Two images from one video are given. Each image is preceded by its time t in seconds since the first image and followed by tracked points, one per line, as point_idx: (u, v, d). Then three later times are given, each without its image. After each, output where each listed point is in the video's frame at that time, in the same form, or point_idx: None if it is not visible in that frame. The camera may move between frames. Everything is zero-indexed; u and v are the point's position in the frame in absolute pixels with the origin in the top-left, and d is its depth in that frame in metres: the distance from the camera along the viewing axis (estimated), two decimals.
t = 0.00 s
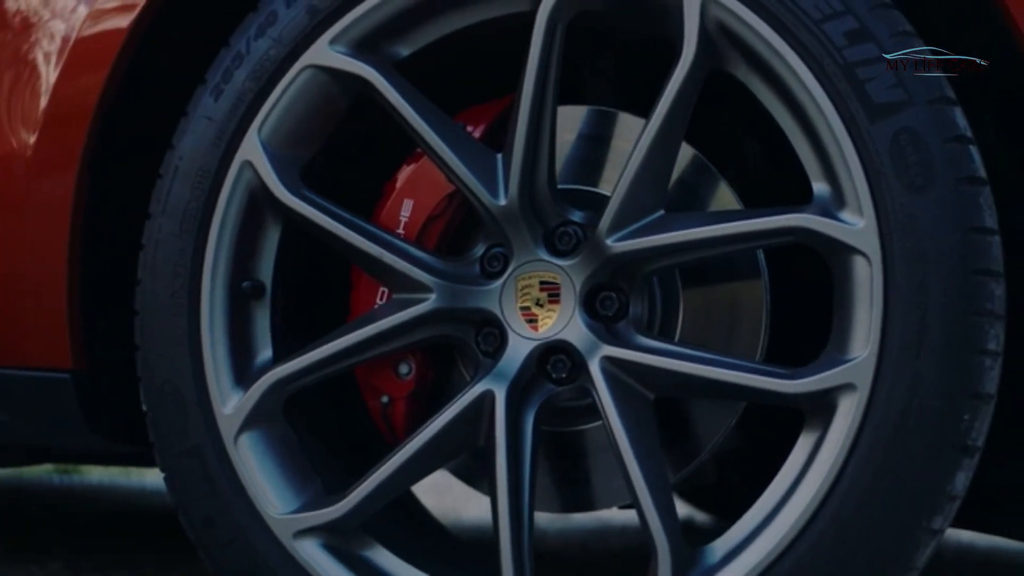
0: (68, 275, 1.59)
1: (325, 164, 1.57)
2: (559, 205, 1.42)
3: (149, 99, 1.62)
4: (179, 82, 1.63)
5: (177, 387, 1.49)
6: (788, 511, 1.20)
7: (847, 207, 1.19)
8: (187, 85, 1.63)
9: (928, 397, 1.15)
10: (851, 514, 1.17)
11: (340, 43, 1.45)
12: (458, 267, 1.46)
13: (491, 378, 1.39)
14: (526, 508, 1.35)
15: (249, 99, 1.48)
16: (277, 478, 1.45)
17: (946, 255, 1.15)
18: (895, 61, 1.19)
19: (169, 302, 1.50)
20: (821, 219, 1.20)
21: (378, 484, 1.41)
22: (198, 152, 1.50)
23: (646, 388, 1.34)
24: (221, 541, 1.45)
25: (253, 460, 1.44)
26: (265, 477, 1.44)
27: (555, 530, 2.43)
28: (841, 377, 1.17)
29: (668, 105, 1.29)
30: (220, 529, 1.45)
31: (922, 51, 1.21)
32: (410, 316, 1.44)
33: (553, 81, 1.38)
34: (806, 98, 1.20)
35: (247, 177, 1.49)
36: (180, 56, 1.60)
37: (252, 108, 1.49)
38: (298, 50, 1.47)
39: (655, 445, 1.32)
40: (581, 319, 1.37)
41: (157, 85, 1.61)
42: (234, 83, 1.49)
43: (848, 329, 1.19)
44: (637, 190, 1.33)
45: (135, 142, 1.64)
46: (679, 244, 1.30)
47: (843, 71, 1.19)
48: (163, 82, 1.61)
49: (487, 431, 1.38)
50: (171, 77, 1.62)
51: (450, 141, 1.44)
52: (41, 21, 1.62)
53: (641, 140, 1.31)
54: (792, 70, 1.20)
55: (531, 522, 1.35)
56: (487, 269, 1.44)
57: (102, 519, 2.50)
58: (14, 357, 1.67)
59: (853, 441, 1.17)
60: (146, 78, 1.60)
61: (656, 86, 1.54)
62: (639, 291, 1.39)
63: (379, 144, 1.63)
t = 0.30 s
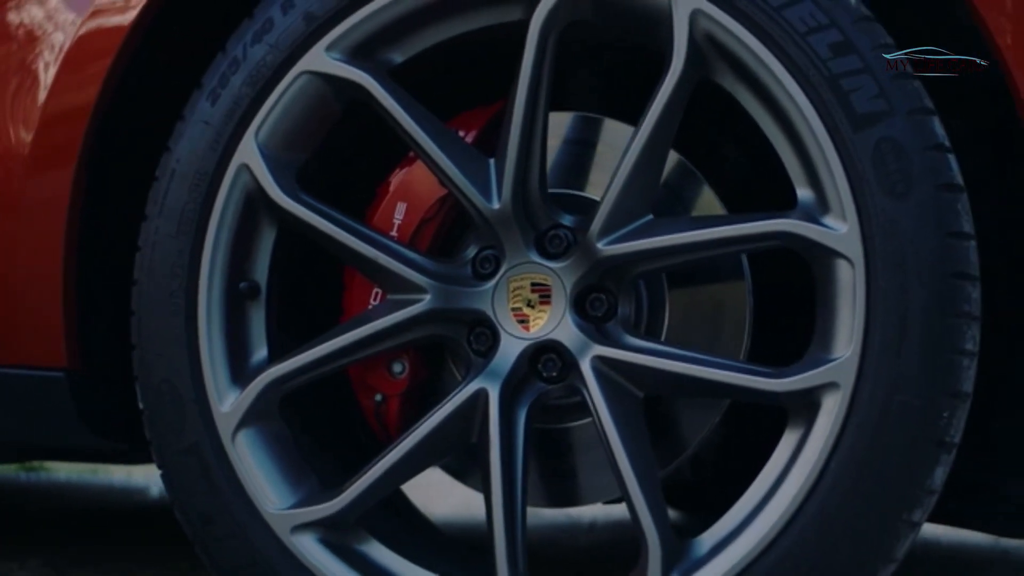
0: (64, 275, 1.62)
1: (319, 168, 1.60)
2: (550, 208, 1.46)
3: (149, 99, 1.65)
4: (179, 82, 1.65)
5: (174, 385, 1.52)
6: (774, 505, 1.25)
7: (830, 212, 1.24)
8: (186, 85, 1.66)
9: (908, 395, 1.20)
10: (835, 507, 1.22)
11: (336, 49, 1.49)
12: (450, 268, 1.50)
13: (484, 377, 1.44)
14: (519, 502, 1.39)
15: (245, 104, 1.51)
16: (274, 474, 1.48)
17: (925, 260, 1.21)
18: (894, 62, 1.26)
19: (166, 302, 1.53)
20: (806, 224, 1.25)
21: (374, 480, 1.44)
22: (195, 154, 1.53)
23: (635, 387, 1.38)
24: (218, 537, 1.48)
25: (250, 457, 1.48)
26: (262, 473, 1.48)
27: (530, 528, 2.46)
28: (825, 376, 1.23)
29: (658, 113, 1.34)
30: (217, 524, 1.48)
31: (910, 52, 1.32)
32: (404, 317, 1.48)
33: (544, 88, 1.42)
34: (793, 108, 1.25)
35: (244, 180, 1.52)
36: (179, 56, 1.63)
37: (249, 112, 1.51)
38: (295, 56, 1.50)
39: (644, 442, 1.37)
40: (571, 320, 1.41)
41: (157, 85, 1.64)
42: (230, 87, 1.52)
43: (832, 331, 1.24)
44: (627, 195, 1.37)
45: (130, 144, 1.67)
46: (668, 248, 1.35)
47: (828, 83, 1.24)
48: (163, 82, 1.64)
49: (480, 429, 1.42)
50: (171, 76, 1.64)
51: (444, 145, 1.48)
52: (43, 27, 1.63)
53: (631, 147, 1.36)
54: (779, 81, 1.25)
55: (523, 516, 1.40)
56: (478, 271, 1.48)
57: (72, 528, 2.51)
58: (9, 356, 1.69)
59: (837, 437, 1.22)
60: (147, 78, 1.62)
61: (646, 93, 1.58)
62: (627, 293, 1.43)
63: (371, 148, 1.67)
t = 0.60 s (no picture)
0: (63, 276, 1.64)
1: (316, 171, 1.64)
2: (543, 212, 1.50)
3: (151, 98, 1.68)
4: (177, 85, 1.68)
5: (174, 384, 1.55)
6: (763, 499, 1.30)
7: (817, 217, 1.29)
8: (184, 87, 1.69)
9: (893, 395, 1.25)
10: (822, 501, 1.27)
11: (334, 57, 1.52)
12: (445, 271, 1.54)
13: (480, 376, 1.47)
14: (513, 497, 1.44)
15: (245, 109, 1.54)
16: (273, 471, 1.52)
17: (909, 264, 1.26)
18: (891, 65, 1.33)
19: (166, 303, 1.56)
20: (795, 229, 1.29)
21: (372, 477, 1.48)
22: (195, 159, 1.56)
23: (627, 386, 1.42)
24: (218, 532, 1.52)
25: (250, 455, 1.51)
26: (261, 470, 1.51)
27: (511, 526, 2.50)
28: (811, 376, 1.27)
29: (651, 121, 1.38)
30: (217, 520, 1.52)
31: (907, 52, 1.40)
32: (401, 318, 1.51)
33: (539, 96, 1.46)
34: (782, 117, 1.29)
35: (243, 185, 1.55)
36: (180, 55, 1.66)
37: (248, 117, 1.54)
38: (293, 63, 1.53)
39: (635, 440, 1.41)
40: (565, 322, 1.45)
41: (159, 85, 1.67)
42: (230, 93, 1.55)
43: (820, 331, 1.29)
44: (620, 200, 1.42)
45: (128, 146, 1.69)
46: (659, 252, 1.39)
47: (815, 93, 1.28)
48: (161, 84, 1.67)
49: (476, 427, 1.46)
50: (169, 79, 1.67)
51: (440, 151, 1.52)
52: (50, 38, 1.66)
53: (624, 153, 1.40)
54: (768, 91, 1.30)
55: (517, 510, 1.44)
56: (473, 273, 1.51)
57: (51, 525, 2.53)
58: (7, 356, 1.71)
59: (824, 434, 1.26)
60: (149, 78, 1.66)
61: (636, 99, 1.62)
62: (619, 295, 1.47)
63: (366, 152, 1.70)
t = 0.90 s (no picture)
0: (62, 277, 1.68)
1: (314, 176, 1.68)
2: (536, 217, 1.55)
3: (152, 100, 1.73)
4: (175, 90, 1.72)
5: (176, 383, 1.58)
6: (752, 492, 1.35)
7: (802, 223, 1.35)
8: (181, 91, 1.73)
9: (876, 394, 1.31)
10: (808, 494, 1.33)
11: (334, 65, 1.56)
12: (441, 273, 1.58)
13: (476, 376, 1.52)
14: (509, 492, 1.49)
15: (246, 115, 1.58)
16: (274, 468, 1.56)
17: (889, 268, 1.32)
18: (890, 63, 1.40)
19: (168, 305, 1.60)
20: (781, 235, 1.35)
21: (372, 473, 1.53)
22: (197, 163, 1.60)
23: (618, 385, 1.48)
24: (221, 528, 1.56)
25: (251, 452, 1.55)
26: (263, 467, 1.55)
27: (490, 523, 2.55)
28: (796, 376, 1.33)
29: (642, 130, 1.43)
30: (219, 515, 1.56)
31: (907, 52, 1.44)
32: (398, 320, 1.56)
33: (534, 105, 1.50)
34: (769, 128, 1.35)
35: (244, 190, 1.59)
36: (181, 57, 1.71)
37: (249, 123, 1.58)
38: (294, 71, 1.57)
39: (627, 437, 1.46)
40: (558, 323, 1.50)
41: (161, 87, 1.72)
42: (231, 100, 1.59)
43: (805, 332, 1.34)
44: (613, 206, 1.47)
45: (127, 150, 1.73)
46: (651, 256, 1.45)
47: (802, 105, 1.34)
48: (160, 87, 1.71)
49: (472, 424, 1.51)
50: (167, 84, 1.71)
51: (437, 157, 1.56)
52: (58, 58, 1.67)
53: (617, 161, 1.45)
54: (756, 102, 1.35)
55: (512, 505, 1.49)
56: (468, 276, 1.56)
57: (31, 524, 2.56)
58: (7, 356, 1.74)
59: (810, 430, 1.32)
60: (150, 80, 1.70)
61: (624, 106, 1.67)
62: (609, 297, 1.53)
63: (362, 157, 1.75)
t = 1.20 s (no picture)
0: (71, 278, 1.71)
1: (317, 180, 1.72)
2: (535, 221, 1.59)
3: (156, 104, 1.77)
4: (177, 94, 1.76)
5: (183, 382, 1.62)
6: (745, 487, 1.40)
7: (794, 228, 1.40)
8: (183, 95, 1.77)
9: (864, 391, 1.37)
10: (799, 488, 1.38)
11: (338, 73, 1.60)
12: (441, 275, 1.62)
13: (477, 375, 1.57)
14: (510, 487, 1.54)
15: (252, 121, 1.62)
16: (281, 464, 1.60)
17: (877, 271, 1.38)
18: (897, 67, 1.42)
19: (176, 306, 1.63)
20: (774, 239, 1.40)
21: (377, 469, 1.57)
22: (203, 167, 1.63)
23: (615, 384, 1.52)
24: (228, 523, 1.60)
25: (258, 449, 1.60)
26: (269, 464, 1.60)
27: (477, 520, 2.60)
28: (789, 375, 1.38)
29: (640, 138, 1.48)
30: (226, 511, 1.60)
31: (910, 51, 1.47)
32: (402, 321, 1.60)
33: (533, 112, 1.55)
34: (763, 136, 1.40)
35: (250, 194, 1.63)
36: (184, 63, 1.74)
37: (255, 129, 1.62)
38: (299, 78, 1.61)
39: (624, 434, 1.51)
40: (557, 324, 1.54)
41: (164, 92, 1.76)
42: (237, 106, 1.63)
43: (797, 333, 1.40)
44: (611, 211, 1.52)
45: (133, 152, 1.77)
46: (648, 259, 1.50)
47: (795, 115, 1.40)
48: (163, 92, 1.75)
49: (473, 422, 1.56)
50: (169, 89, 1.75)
51: (439, 162, 1.61)
52: (72, 68, 1.69)
53: (615, 168, 1.50)
54: (750, 112, 1.40)
55: (513, 500, 1.54)
56: (468, 278, 1.60)
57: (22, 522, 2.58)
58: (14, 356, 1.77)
59: (802, 427, 1.38)
60: (154, 85, 1.74)
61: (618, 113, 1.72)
62: (605, 298, 1.58)
63: (363, 161, 1.79)
